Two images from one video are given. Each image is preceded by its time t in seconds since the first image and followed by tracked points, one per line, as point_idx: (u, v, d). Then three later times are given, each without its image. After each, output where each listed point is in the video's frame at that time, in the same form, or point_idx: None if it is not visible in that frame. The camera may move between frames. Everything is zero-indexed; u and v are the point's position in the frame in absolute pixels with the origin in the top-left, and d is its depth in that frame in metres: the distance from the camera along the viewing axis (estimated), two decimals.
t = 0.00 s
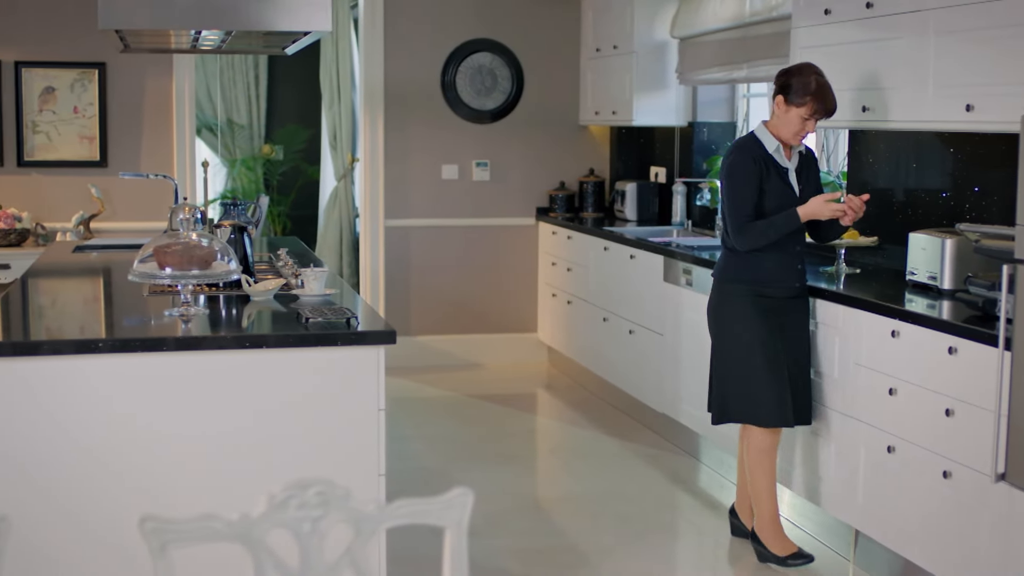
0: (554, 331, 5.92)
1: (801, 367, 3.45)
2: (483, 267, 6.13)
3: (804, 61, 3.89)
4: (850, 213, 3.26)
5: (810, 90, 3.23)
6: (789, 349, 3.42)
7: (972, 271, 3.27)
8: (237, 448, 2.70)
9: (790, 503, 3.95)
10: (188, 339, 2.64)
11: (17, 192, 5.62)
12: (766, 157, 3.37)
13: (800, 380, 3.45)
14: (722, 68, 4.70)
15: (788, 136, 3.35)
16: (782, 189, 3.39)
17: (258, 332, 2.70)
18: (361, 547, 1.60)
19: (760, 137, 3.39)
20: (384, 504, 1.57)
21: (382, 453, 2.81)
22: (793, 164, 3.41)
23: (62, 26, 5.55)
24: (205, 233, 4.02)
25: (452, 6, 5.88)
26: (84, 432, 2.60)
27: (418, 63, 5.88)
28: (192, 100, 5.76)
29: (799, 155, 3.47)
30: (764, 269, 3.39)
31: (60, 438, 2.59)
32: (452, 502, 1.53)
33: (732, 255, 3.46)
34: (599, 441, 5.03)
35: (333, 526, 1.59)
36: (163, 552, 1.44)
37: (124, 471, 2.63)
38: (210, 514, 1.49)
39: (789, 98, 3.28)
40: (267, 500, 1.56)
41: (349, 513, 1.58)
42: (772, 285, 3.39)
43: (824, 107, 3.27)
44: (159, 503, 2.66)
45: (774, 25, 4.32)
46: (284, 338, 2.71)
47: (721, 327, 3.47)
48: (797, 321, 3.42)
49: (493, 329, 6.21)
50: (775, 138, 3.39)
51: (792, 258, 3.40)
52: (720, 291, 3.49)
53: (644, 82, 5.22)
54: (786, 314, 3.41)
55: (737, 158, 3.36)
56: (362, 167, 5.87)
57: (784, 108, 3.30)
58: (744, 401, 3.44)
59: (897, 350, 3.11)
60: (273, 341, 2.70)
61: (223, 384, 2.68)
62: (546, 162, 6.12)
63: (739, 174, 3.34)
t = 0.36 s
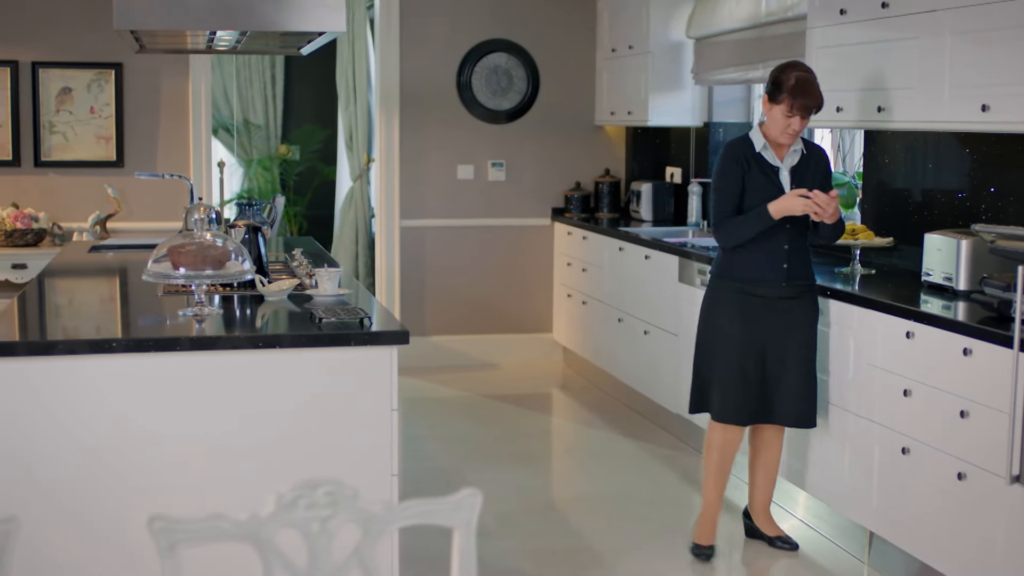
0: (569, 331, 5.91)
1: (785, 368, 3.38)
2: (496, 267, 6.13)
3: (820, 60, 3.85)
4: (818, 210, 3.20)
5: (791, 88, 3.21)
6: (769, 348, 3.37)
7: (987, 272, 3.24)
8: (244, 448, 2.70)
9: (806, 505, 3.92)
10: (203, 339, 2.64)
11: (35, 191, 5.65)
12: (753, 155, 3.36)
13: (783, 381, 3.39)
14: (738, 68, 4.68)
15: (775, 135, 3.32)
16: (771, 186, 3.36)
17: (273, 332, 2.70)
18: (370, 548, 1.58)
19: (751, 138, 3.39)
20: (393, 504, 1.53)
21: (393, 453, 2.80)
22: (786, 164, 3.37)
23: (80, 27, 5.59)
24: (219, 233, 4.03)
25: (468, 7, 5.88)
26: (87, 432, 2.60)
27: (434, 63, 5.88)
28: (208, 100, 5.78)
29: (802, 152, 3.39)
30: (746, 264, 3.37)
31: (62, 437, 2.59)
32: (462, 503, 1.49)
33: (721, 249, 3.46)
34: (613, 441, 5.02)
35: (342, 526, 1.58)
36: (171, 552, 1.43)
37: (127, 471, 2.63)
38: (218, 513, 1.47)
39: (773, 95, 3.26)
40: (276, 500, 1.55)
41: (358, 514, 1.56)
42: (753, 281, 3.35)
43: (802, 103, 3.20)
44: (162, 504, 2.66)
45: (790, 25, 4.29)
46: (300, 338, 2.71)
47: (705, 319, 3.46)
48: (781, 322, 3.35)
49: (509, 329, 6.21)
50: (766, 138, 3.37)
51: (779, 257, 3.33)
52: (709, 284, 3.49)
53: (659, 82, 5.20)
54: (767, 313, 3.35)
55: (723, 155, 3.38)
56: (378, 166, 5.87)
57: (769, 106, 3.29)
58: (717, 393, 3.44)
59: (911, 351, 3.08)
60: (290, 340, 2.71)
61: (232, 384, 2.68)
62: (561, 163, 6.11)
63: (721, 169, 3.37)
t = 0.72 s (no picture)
0: (580, 331, 5.90)
1: (749, 370, 3.37)
2: (507, 267, 6.12)
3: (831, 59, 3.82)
4: (749, 205, 3.20)
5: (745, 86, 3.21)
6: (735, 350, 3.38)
7: (998, 273, 3.21)
8: (249, 448, 2.70)
9: (817, 506, 3.89)
10: (214, 339, 2.65)
11: (47, 191, 5.67)
12: (718, 154, 3.37)
13: (749, 382, 3.38)
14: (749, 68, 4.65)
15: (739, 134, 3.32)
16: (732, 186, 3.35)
17: (284, 332, 2.71)
18: (375, 548, 1.56)
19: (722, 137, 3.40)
20: (399, 503, 1.52)
21: (403, 451, 2.79)
22: (752, 164, 3.34)
23: (91, 27, 5.61)
24: (229, 233, 4.03)
25: (479, 6, 5.88)
26: (87, 432, 2.60)
27: (445, 63, 5.88)
28: (218, 99, 5.80)
29: (773, 152, 3.35)
30: (705, 265, 3.38)
31: (63, 437, 2.59)
32: (467, 503, 1.48)
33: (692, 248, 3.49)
34: (624, 441, 5.01)
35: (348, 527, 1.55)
36: (176, 552, 1.41)
37: (127, 471, 2.63)
38: (222, 512, 1.45)
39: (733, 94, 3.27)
40: (282, 500, 1.52)
41: (365, 515, 1.54)
42: (713, 283, 3.36)
43: (751, 101, 3.19)
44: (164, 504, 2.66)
45: (801, 25, 4.27)
46: (310, 337, 2.71)
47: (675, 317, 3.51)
48: (741, 323, 3.33)
49: (521, 329, 6.21)
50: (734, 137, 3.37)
51: (737, 258, 3.33)
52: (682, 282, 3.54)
53: (670, 82, 5.18)
54: (727, 313, 3.34)
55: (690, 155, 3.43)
56: (389, 166, 5.87)
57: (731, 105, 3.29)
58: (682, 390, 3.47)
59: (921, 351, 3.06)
60: (301, 340, 2.71)
61: (239, 384, 2.68)
62: (572, 163, 6.11)
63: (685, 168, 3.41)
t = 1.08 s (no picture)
0: (594, 331, 5.89)
1: (719, 372, 3.34)
2: (521, 267, 6.12)
3: (844, 59, 3.80)
4: (690, 209, 3.17)
5: (703, 87, 3.18)
6: (700, 352, 3.35)
7: (1013, 274, 3.19)
8: (260, 448, 2.70)
9: (831, 507, 3.87)
10: (228, 339, 2.65)
11: (63, 190, 5.70)
12: (685, 154, 3.35)
13: (718, 385, 3.35)
14: (764, 69, 4.63)
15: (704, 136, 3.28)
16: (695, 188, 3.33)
17: (298, 332, 2.71)
18: (386, 548, 1.52)
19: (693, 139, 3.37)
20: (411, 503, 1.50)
21: (415, 451, 2.79)
22: (717, 166, 3.29)
23: (107, 28, 5.65)
24: (242, 234, 4.04)
25: (493, 6, 5.88)
26: (84, 432, 2.60)
27: (459, 63, 5.88)
28: (233, 99, 5.82)
29: (740, 155, 3.28)
30: (671, 268, 3.36)
31: (68, 438, 2.60)
32: (477, 506, 1.49)
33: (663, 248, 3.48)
34: (637, 441, 4.99)
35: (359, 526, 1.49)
36: (187, 552, 1.39)
37: (126, 470, 2.63)
38: (234, 512, 1.42)
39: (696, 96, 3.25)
40: (293, 499, 1.46)
41: (377, 514, 1.49)
42: (676, 285, 3.33)
43: (706, 102, 3.16)
44: (165, 504, 2.65)
45: (815, 25, 4.25)
46: (324, 338, 2.71)
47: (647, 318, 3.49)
48: (708, 324, 3.31)
49: (535, 329, 6.20)
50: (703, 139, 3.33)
51: (699, 260, 3.30)
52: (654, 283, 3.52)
53: (684, 82, 5.17)
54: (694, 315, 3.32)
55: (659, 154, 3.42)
56: (404, 166, 5.87)
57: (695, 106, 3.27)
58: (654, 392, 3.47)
59: (935, 352, 3.04)
60: (315, 340, 2.71)
61: (252, 384, 2.68)
62: (586, 163, 6.10)
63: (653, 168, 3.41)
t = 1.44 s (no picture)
0: (614, 332, 5.87)
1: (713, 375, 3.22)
2: (541, 267, 6.11)
3: (866, 59, 3.76)
4: (669, 210, 3.11)
5: (692, 85, 3.09)
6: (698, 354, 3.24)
7: None
8: (278, 447, 2.71)
9: (852, 509, 3.83)
10: (250, 338, 2.66)
11: (85, 190, 5.75)
12: (683, 154, 3.28)
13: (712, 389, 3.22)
14: (784, 68, 4.59)
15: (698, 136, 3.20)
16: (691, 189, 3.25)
17: (319, 332, 2.71)
18: (402, 548, 1.51)
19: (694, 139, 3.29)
20: (427, 503, 1.48)
21: (434, 451, 2.79)
22: (712, 167, 3.20)
23: (129, 29, 5.68)
24: (262, 234, 4.05)
25: (513, 6, 5.87)
26: (84, 432, 2.60)
27: (479, 63, 5.87)
28: (254, 100, 5.84)
29: (736, 156, 3.18)
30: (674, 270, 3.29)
31: (83, 437, 2.60)
32: (493, 504, 1.46)
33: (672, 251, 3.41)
34: (656, 442, 4.97)
35: (375, 527, 1.48)
36: (204, 551, 1.38)
37: (140, 470, 2.64)
38: (250, 511, 1.41)
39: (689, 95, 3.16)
40: (310, 500, 1.45)
41: (393, 515, 1.48)
42: (677, 284, 3.25)
43: (694, 101, 3.08)
44: (165, 505, 2.65)
45: (837, 25, 4.23)
46: (345, 338, 2.71)
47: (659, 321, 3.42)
48: (704, 324, 3.20)
49: (555, 329, 6.19)
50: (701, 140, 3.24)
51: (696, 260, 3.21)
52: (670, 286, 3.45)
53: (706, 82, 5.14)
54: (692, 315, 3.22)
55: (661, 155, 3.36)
56: (424, 166, 5.88)
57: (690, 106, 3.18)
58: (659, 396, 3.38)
59: (957, 354, 3.00)
60: (336, 340, 2.71)
61: (272, 384, 2.69)
62: (607, 163, 6.08)
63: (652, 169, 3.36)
